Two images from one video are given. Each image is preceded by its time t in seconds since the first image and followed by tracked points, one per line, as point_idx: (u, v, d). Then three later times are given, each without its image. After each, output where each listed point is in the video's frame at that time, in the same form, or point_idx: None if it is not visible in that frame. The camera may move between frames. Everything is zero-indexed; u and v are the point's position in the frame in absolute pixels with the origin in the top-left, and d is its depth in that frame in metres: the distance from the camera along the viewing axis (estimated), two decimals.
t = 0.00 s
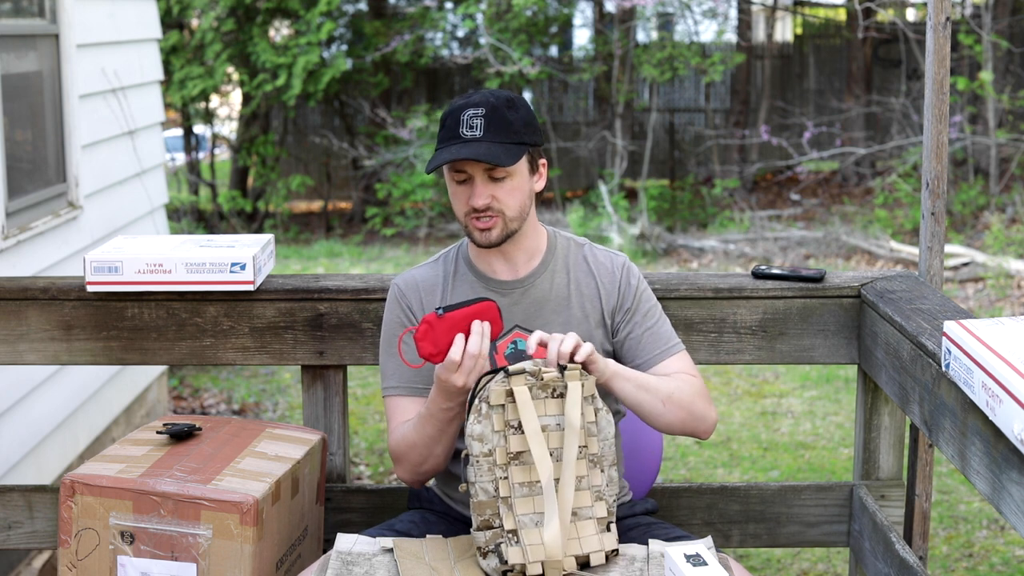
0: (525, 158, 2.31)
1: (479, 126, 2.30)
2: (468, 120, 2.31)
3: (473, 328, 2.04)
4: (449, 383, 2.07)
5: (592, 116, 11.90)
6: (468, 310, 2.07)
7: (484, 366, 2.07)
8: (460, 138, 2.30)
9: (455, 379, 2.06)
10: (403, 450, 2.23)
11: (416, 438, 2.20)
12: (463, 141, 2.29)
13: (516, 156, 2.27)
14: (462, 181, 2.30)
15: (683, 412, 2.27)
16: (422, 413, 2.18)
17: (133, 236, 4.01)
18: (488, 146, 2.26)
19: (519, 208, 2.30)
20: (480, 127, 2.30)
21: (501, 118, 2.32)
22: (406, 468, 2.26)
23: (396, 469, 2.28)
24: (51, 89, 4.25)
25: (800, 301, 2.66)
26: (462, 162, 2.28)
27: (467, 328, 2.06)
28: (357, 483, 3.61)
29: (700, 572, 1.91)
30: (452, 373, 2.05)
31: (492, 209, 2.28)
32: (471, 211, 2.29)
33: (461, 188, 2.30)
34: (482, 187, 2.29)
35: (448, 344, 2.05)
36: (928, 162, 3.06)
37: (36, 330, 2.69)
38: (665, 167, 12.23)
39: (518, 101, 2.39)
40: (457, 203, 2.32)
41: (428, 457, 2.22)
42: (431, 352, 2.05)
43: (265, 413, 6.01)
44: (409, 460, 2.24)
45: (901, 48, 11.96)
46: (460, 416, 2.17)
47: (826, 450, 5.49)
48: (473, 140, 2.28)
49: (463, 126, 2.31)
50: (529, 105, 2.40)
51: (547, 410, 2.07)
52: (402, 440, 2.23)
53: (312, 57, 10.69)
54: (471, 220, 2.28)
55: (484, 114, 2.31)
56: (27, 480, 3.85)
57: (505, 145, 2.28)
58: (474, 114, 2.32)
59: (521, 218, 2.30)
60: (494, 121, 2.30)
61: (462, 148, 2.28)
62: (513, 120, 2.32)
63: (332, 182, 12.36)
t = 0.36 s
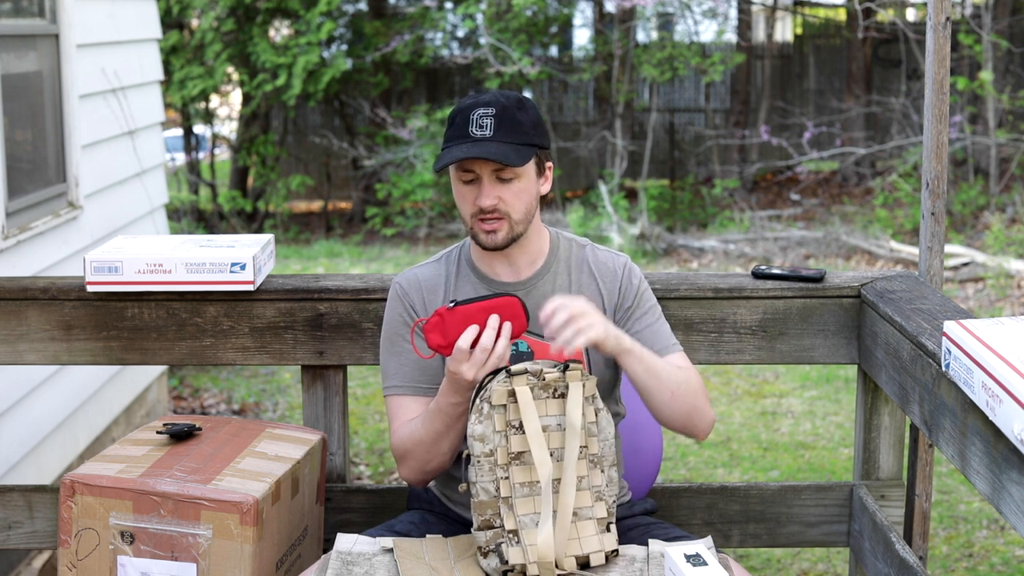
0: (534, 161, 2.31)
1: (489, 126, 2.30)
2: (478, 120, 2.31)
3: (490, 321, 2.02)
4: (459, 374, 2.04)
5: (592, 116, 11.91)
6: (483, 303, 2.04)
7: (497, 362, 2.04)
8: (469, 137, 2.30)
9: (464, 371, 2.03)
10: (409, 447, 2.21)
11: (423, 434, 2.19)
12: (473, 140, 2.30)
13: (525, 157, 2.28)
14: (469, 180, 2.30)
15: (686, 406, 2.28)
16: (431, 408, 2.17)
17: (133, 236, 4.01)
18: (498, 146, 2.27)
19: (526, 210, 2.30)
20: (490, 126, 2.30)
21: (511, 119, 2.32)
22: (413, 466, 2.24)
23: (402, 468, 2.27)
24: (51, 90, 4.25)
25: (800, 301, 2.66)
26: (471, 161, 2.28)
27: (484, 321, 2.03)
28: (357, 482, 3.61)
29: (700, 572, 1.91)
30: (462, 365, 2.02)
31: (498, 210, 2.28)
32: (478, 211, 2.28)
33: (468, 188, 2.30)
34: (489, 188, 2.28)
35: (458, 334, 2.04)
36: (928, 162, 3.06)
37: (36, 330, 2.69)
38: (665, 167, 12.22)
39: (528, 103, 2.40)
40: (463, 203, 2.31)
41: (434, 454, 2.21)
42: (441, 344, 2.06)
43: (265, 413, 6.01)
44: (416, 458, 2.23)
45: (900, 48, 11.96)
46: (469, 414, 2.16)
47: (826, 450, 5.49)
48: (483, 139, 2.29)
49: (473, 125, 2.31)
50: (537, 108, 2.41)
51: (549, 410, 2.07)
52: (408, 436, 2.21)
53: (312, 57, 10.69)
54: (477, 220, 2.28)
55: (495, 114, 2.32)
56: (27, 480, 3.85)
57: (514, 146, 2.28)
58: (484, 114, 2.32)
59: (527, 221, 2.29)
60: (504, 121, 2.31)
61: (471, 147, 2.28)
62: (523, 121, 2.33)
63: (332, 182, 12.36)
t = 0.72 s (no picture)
0: (544, 159, 2.31)
1: (499, 123, 2.29)
2: (488, 117, 2.31)
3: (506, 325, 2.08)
4: (470, 374, 2.08)
5: (592, 116, 11.91)
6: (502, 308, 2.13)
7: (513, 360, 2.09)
8: (479, 134, 2.29)
9: (477, 370, 2.08)
10: (421, 445, 2.21)
11: (437, 429, 2.19)
12: (483, 137, 2.29)
13: (536, 155, 2.28)
14: (478, 177, 2.30)
15: (681, 292, 2.19)
16: (445, 403, 2.18)
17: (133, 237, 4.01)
18: (510, 143, 2.26)
19: (534, 208, 2.31)
20: (500, 124, 2.29)
21: (520, 117, 2.31)
22: (424, 464, 2.24)
23: (410, 466, 2.26)
24: (51, 89, 4.25)
25: (800, 301, 2.66)
26: (480, 158, 2.27)
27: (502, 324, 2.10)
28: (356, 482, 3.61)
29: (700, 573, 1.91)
30: (475, 362, 2.07)
31: (507, 208, 2.28)
32: (486, 208, 2.29)
33: (476, 185, 2.30)
34: (499, 185, 2.28)
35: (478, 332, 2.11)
36: (927, 162, 3.06)
37: (36, 330, 2.69)
38: (665, 167, 12.23)
39: (536, 101, 2.39)
40: (470, 201, 2.31)
41: (445, 451, 2.21)
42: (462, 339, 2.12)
43: (265, 413, 6.01)
44: (426, 456, 2.22)
45: (900, 48, 11.96)
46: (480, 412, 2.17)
47: (826, 450, 5.49)
48: (493, 137, 2.28)
49: (483, 123, 2.30)
50: (544, 105, 2.40)
51: (550, 411, 2.07)
52: (420, 433, 2.22)
53: (312, 57, 10.69)
54: (486, 219, 2.28)
55: (505, 111, 2.31)
56: (26, 480, 3.84)
57: (525, 143, 2.28)
58: (494, 111, 2.31)
59: (534, 218, 2.31)
60: (514, 118, 2.30)
61: (481, 145, 2.27)
62: (533, 119, 2.32)
63: (332, 182, 12.36)
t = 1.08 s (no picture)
0: (545, 159, 2.32)
1: (501, 123, 2.29)
2: (490, 117, 2.30)
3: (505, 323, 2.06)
4: (470, 373, 2.07)
5: (592, 116, 11.92)
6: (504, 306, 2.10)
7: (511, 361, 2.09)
8: (482, 134, 2.29)
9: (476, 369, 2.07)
10: (421, 444, 2.21)
11: (437, 427, 2.19)
12: (486, 137, 2.29)
13: (539, 155, 2.29)
14: (479, 177, 2.29)
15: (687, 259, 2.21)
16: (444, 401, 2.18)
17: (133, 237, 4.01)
18: (513, 144, 2.26)
19: (535, 207, 2.31)
20: (503, 124, 2.29)
21: (522, 117, 2.32)
22: (425, 463, 2.24)
23: (413, 466, 2.26)
24: (51, 89, 4.25)
25: (800, 301, 2.66)
26: (483, 158, 2.27)
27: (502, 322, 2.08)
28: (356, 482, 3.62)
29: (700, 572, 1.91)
30: (474, 362, 2.06)
31: (509, 207, 2.29)
32: (488, 208, 2.29)
33: (478, 185, 2.29)
34: (501, 185, 2.28)
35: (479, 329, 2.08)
36: (928, 162, 3.06)
37: (36, 330, 2.69)
38: (665, 167, 12.23)
39: (535, 100, 2.39)
40: (472, 200, 2.31)
41: (445, 449, 2.21)
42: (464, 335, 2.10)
43: (265, 413, 6.01)
44: (427, 455, 2.22)
45: (900, 48, 11.96)
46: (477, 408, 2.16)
47: (826, 450, 5.49)
48: (496, 137, 2.28)
49: (485, 123, 2.30)
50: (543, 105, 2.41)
51: (550, 411, 2.07)
52: (421, 432, 2.21)
53: (312, 57, 10.69)
54: (489, 219, 2.29)
55: (507, 111, 2.31)
56: (27, 480, 3.85)
57: (528, 143, 2.29)
58: (496, 111, 2.31)
59: (535, 217, 2.31)
60: (516, 118, 2.30)
61: (486, 145, 2.27)
62: (534, 119, 2.33)
63: (332, 182, 12.35)
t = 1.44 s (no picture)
0: (551, 159, 2.33)
1: (509, 122, 2.30)
2: (497, 116, 2.31)
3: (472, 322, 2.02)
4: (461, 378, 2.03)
5: (592, 116, 11.91)
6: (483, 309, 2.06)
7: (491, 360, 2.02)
8: (490, 133, 2.29)
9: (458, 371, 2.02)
10: (429, 448, 2.22)
11: (442, 430, 2.19)
12: (494, 136, 2.29)
13: (547, 155, 2.31)
14: (485, 176, 2.29)
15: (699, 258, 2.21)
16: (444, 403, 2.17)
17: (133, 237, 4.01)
18: (524, 143, 2.28)
19: (540, 206, 2.32)
20: (510, 123, 2.30)
21: (527, 116, 2.33)
22: (435, 467, 2.24)
23: (423, 470, 2.27)
24: (51, 89, 4.25)
25: (800, 301, 2.66)
26: (492, 157, 2.28)
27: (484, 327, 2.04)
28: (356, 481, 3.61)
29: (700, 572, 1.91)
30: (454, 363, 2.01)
31: (515, 206, 2.29)
32: (495, 206, 2.29)
33: (484, 184, 2.29)
34: (508, 183, 2.28)
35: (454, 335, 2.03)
36: (928, 162, 3.06)
37: (36, 330, 2.69)
38: (665, 167, 12.23)
39: (537, 101, 2.41)
40: (476, 199, 2.30)
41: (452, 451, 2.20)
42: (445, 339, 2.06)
43: (265, 413, 6.01)
44: (437, 459, 2.23)
45: (900, 48, 11.96)
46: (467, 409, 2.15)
47: (826, 450, 5.49)
48: (506, 136, 2.28)
49: (492, 121, 2.30)
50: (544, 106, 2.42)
51: (549, 411, 2.07)
52: (427, 437, 2.21)
53: (312, 57, 10.69)
54: (494, 217, 2.29)
55: (514, 111, 2.32)
56: (27, 480, 3.85)
57: (536, 142, 2.30)
58: (502, 110, 2.32)
59: (540, 215, 2.33)
60: (523, 117, 2.31)
61: (496, 143, 2.27)
62: (539, 119, 2.34)
63: (332, 182, 12.35)
